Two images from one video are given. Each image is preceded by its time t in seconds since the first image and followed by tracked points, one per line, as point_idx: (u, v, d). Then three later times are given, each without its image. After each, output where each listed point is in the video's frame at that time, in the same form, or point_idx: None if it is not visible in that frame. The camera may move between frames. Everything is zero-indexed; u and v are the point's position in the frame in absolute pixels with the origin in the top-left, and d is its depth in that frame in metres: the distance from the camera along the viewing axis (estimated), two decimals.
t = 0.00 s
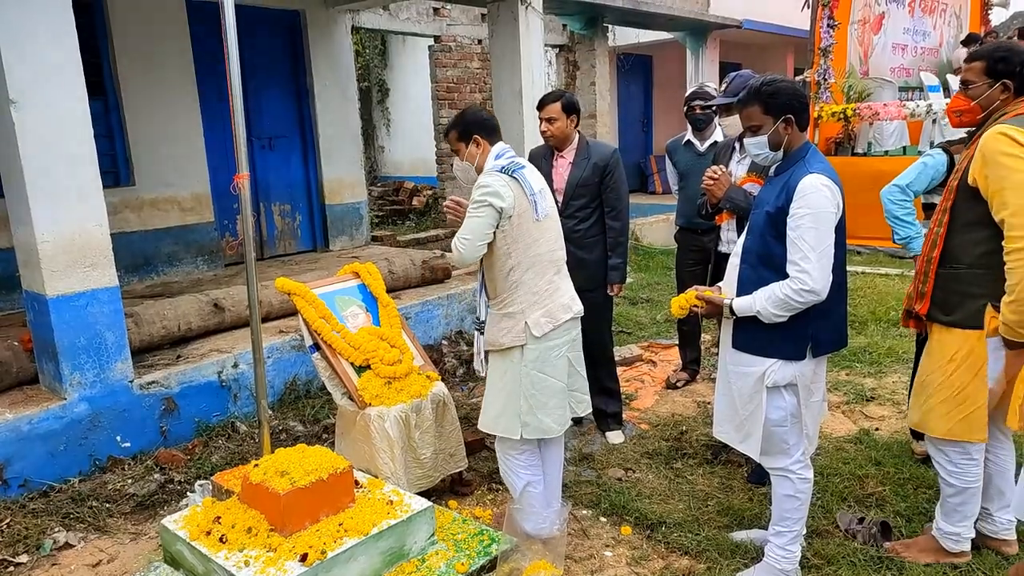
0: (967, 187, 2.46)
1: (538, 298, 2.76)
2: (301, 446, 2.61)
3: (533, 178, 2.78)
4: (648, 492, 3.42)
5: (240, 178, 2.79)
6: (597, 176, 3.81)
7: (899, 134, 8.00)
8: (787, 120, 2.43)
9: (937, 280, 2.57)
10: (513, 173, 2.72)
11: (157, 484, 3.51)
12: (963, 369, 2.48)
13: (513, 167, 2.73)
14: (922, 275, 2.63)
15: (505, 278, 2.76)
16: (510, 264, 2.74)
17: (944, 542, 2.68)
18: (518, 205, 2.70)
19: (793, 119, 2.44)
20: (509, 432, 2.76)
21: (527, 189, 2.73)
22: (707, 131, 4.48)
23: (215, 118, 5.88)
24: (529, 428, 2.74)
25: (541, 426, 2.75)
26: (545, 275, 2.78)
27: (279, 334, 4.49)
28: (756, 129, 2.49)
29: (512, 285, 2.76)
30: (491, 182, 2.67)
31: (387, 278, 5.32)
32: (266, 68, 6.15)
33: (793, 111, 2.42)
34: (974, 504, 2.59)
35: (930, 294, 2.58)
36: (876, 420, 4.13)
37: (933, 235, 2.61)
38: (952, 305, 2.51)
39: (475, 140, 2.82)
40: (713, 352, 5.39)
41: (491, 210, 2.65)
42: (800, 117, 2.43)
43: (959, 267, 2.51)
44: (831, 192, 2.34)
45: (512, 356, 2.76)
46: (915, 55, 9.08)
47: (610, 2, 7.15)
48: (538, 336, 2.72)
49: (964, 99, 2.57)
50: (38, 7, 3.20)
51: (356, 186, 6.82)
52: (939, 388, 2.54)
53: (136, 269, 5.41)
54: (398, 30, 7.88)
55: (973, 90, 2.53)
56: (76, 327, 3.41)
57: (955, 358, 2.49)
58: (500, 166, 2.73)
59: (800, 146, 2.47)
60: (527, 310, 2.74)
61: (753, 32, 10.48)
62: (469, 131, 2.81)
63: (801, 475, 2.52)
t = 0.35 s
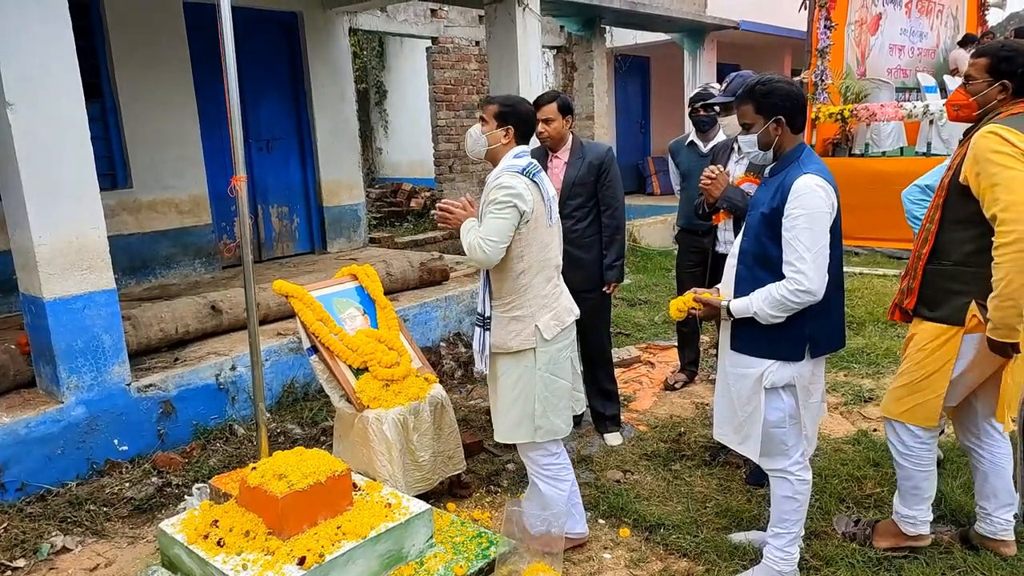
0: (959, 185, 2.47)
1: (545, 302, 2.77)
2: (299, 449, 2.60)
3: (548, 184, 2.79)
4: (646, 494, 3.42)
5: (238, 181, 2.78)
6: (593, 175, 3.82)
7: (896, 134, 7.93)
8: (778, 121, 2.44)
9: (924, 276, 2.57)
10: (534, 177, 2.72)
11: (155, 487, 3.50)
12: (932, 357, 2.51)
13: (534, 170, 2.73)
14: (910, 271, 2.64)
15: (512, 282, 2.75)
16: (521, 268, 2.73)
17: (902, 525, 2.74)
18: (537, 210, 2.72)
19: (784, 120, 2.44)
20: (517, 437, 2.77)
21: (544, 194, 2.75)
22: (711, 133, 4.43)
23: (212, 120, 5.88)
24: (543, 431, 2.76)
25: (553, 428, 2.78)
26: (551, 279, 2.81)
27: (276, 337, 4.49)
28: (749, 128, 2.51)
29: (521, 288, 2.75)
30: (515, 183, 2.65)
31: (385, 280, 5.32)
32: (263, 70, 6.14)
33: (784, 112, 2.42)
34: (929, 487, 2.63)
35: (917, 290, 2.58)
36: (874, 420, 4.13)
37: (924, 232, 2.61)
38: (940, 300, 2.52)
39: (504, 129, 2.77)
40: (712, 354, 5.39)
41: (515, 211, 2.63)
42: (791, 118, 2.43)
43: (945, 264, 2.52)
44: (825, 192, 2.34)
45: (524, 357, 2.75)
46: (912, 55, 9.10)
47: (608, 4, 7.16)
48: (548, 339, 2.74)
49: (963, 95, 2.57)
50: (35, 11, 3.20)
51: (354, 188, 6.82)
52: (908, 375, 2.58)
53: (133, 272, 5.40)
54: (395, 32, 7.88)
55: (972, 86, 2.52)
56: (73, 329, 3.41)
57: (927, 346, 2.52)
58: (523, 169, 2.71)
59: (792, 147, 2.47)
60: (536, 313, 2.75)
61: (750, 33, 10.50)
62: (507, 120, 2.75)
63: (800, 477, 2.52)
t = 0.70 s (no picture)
0: (954, 185, 2.46)
1: (548, 306, 2.77)
2: (300, 449, 2.60)
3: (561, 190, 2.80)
4: (647, 494, 3.42)
5: (239, 181, 2.78)
6: (593, 174, 3.82)
7: (897, 134, 7.90)
8: (759, 125, 2.47)
9: (911, 272, 2.58)
10: (555, 185, 2.71)
11: (156, 487, 3.50)
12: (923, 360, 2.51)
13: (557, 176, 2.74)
14: (899, 267, 2.65)
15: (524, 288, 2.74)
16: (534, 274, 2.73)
17: (900, 534, 2.74)
18: (556, 218, 2.73)
19: (766, 125, 2.47)
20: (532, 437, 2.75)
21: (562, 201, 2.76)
22: (714, 133, 4.41)
23: (212, 120, 5.88)
24: (548, 434, 2.75)
25: (557, 429, 2.77)
26: (552, 284, 2.81)
27: (277, 337, 4.49)
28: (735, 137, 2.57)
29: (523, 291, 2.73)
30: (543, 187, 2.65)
31: (386, 280, 5.33)
32: (264, 70, 6.15)
33: (763, 117, 2.45)
34: (930, 494, 2.62)
35: (907, 285, 2.59)
36: (875, 420, 4.13)
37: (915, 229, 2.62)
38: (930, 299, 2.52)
39: (537, 130, 2.74)
40: (713, 354, 5.39)
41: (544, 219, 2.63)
42: (772, 121, 2.46)
43: (933, 261, 2.52)
44: (813, 187, 2.34)
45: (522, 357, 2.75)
46: (912, 55, 9.09)
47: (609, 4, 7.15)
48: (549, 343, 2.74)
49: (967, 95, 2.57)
50: (35, 11, 3.20)
51: (354, 188, 6.82)
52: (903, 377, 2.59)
53: (134, 273, 5.40)
54: (396, 32, 7.89)
55: (976, 87, 2.52)
56: (73, 330, 3.40)
57: (920, 347, 2.52)
58: (547, 176, 2.68)
59: (780, 148, 2.49)
60: (539, 317, 2.75)
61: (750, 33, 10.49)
62: (540, 121, 2.73)
63: (800, 475, 2.52)
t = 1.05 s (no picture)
0: (965, 186, 2.45)
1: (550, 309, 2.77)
2: (301, 451, 2.60)
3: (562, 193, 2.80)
4: (648, 497, 3.41)
5: (239, 184, 2.78)
6: (594, 176, 3.81)
7: (897, 136, 7.98)
8: (742, 131, 2.51)
9: (923, 275, 2.58)
10: (558, 191, 2.70)
11: (156, 490, 3.50)
12: (925, 360, 2.54)
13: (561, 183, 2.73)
14: (909, 270, 2.64)
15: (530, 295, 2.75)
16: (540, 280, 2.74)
17: (888, 527, 2.77)
18: (559, 224, 2.73)
19: (748, 130, 2.50)
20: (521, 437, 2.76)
21: (565, 209, 2.76)
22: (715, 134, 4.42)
23: (213, 122, 5.88)
24: (552, 431, 2.78)
25: (562, 427, 2.79)
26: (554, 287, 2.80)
27: (278, 339, 4.49)
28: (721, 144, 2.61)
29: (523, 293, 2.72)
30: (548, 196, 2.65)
31: (387, 283, 5.33)
32: (264, 73, 6.15)
33: (745, 122, 2.48)
34: (919, 490, 2.63)
35: (918, 289, 2.59)
36: (876, 423, 4.13)
37: (925, 231, 2.61)
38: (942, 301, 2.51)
39: (541, 136, 2.74)
40: (713, 356, 5.39)
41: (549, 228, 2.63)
42: (754, 125, 2.49)
43: (947, 264, 2.52)
44: (793, 180, 2.36)
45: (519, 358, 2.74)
46: (912, 57, 9.10)
47: (609, 6, 7.16)
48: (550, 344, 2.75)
49: (975, 96, 2.56)
50: (37, 15, 3.21)
51: (355, 191, 6.82)
52: (907, 376, 2.60)
53: (135, 275, 5.40)
54: (396, 35, 7.89)
55: (987, 88, 2.51)
56: (74, 333, 3.40)
57: (928, 348, 2.54)
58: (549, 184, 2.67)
59: (764, 149, 2.51)
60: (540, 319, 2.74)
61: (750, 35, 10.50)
62: (545, 125, 2.72)
63: (789, 473, 2.51)
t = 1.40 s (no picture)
0: (981, 184, 2.45)
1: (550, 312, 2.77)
2: (301, 454, 2.60)
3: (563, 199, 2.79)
4: (649, 498, 3.41)
5: (240, 187, 2.78)
6: (596, 178, 3.82)
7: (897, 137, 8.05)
8: (736, 134, 2.51)
9: (945, 281, 2.54)
10: (558, 198, 2.70)
11: (157, 492, 3.50)
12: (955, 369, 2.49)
13: (561, 190, 2.72)
14: (928, 276, 2.61)
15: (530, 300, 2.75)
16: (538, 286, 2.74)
17: (977, 535, 2.61)
18: (558, 230, 2.73)
19: (743, 133, 2.51)
20: (520, 442, 2.74)
21: (564, 216, 2.75)
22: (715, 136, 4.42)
23: (214, 124, 5.89)
24: (555, 433, 2.78)
25: (565, 429, 2.79)
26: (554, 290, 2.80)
27: (279, 342, 4.49)
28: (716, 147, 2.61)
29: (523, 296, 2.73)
30: (547, 203, 2.64)
31: (387, 285, 5.33)
32: (265, 76, 6.16)
33: (739, 126, 2.49)
34: (984, 489, 2.56)
35: (941, 297, 2.54)
36: (877, 424, 4.12)
37: (941, 235, 2.58)
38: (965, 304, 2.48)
39: (539, 140, 2.74)
40: (714, 358, 5.38)
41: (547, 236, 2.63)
42: (748, 128, 2.49)
43: (971, 265, 2.48)
44: (788, 179, 2.36)
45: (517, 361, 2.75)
46: (912, 58, 9.10)
47: (608, 8, 7.16)
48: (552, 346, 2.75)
49: (972, 93, 2.56)
50: (37, 18, 3.21)
51: (355, 193, 6.82)
52: (929, 382, 2.54)
53: (136, 277, 5.41)
54: (397, 37, 7.90)
55: (987, 86, 2.51)
56: (74, 336, 3.40)
57: (953, 352, 2.49)
58: (550, 192, 2.66)
59: (758, 150, 2.51)
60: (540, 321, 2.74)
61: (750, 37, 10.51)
62: (544, 128, 2.72)
63: (790, 473, 2.51)
